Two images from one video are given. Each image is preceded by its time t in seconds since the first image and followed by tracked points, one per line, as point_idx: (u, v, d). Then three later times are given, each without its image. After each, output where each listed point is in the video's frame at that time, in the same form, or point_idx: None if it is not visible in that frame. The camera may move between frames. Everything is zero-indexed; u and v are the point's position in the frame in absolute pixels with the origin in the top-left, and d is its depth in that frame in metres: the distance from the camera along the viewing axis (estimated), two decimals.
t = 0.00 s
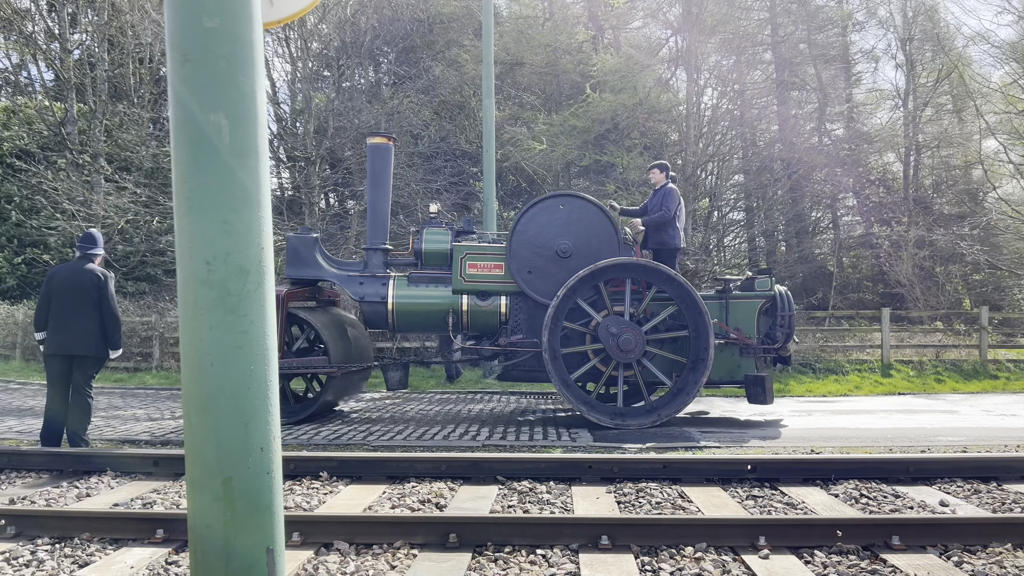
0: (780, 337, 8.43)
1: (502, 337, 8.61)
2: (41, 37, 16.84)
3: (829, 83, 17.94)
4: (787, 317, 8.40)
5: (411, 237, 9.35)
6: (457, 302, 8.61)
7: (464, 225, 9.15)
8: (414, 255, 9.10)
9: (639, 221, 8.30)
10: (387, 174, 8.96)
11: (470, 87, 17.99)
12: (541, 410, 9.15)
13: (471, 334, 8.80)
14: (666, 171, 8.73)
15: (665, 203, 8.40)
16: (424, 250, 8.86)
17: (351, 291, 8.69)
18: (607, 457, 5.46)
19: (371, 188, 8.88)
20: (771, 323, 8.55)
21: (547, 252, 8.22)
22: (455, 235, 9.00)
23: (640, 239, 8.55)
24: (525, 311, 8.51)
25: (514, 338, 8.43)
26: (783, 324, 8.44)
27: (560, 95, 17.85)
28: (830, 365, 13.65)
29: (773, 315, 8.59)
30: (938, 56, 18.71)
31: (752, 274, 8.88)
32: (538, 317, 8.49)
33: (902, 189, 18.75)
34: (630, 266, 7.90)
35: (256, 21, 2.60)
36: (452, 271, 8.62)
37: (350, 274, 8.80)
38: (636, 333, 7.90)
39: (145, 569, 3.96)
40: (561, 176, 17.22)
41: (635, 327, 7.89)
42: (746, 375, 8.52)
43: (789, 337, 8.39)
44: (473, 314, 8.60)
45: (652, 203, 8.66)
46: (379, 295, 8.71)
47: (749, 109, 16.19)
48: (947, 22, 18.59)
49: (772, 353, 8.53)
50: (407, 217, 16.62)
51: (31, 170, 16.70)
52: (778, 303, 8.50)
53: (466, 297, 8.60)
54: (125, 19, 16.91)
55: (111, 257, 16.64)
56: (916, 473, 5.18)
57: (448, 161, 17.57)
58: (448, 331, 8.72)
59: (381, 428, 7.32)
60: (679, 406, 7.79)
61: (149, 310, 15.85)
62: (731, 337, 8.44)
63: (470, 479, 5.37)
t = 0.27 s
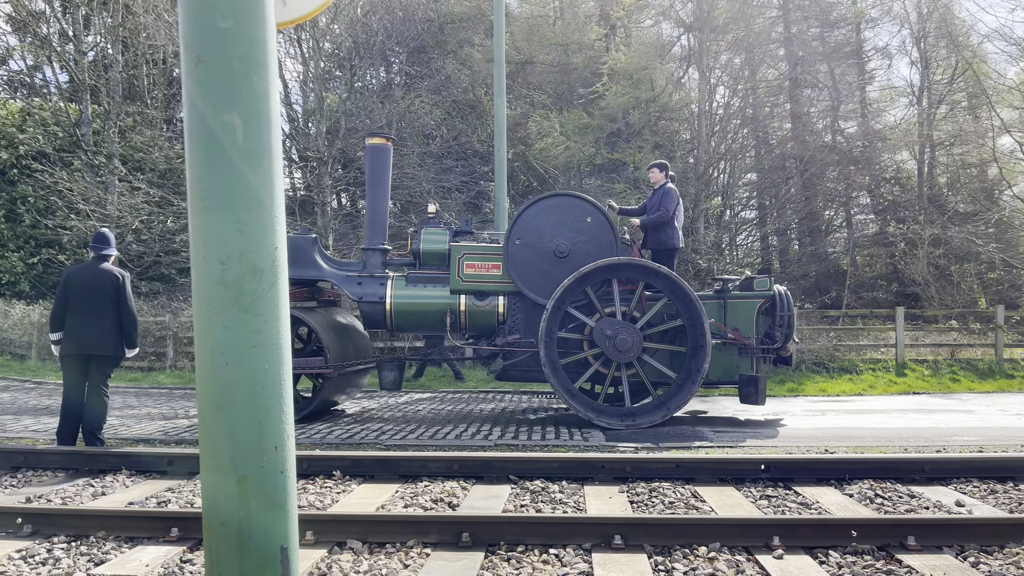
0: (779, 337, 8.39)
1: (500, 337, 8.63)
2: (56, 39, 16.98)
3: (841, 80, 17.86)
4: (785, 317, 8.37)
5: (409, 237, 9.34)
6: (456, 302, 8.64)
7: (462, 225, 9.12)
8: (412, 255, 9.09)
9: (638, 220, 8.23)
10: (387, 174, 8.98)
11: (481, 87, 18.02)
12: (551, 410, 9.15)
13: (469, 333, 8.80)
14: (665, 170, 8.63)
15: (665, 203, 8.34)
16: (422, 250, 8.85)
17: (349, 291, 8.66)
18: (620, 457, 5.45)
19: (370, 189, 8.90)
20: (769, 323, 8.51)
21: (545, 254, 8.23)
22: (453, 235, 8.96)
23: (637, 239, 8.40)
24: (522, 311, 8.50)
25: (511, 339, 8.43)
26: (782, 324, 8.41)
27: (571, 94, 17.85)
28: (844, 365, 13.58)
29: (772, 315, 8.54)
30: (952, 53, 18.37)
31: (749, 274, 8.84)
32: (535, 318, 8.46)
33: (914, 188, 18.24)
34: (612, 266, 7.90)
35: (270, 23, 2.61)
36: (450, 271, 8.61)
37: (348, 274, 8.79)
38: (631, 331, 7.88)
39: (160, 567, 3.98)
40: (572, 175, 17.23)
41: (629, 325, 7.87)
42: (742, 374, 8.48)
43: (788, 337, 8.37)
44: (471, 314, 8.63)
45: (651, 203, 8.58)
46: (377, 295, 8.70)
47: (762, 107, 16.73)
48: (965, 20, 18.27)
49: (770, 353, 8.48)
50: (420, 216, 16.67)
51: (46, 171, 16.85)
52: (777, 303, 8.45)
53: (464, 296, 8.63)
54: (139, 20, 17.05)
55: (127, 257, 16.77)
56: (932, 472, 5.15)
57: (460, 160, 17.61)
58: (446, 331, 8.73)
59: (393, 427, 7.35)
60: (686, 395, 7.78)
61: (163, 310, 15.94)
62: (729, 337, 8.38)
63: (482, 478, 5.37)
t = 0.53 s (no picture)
0: (778, 337, 8.36)
1: (498, 336, 8.69)
2: (72, 41, 17.10)
3: (856, 77, 17.74)
4: (784, 318, 8.33)
5: (409, 237, 9.33)
6: (453, 302, 8.64)
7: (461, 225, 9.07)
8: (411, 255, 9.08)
9: (637, 220, 8.28)
10: (386, 175, 8.94)
11: (494, 86, 18.01)
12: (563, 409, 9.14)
13: (467, 333, 8.84)
14: (665, 171, 8.66)
15: (664, 203, 8.40)
16: (419, 251, 8.81)
17: (347, 291, 8.69)
18: (634, 457, 5.44)
19: (368, 189, 8.86)
20: (768, 323, 8.48)
21: (544, 256, 8.21)
22: (452, 235, 8.91)
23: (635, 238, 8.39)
24: (520, 311, 8.58)
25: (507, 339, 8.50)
26: (781, 325, 8.36)
27: (584, 92, 17.87)
28: (859, 364, 13.49)
29: (770, 315, 8.50)
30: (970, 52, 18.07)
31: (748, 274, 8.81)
32: (533, 318, 8.53)
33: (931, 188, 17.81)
34: (591, 270, 7.90)
35: (285, 22, 2.63)
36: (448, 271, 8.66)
37: (347, 274, 8.81)
38: (625, 330, 7.87)
39: (177, 565, 4.02)
40: (585, 175, 17.20)
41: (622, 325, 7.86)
42: (739, 374, 8.41)
43: (787, 338, 8.34)
44: (469, 314, 8.64)
45: (650, 203, 8.64)
46: (375, 295, 8.71)
47: (776, 104, 16.84)
48: (982, 17, 18.09)
49: (768, 353, 8.45)
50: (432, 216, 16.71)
51: (64, 172, 17.00)
52: (775, 303, 8.42)
53: (462, 297, 8.64)
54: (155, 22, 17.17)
55: (142, 257, 16.87)
56: (949, 473, 5.11)
57: (472, 160, 17.60)
58: (444, 331, 8.77)
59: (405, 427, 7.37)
60: (692, 384, 7.75)
61: (178, 310, 16.03)
62: (726, 338, 8.32)
63: (496, 477, 5.37)
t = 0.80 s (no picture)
0: (780, 337, 8.33)
1: (499, 336, 8.72)
2: (90, 43, 17.24)
3: (874, 75, 17.59)
4: (786, 317, 8.30)
5: (410, 237, 9.33)
6: (454, 302, 8.63)
7: (463, 224, 9.03)
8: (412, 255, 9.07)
9: (637, 220, 8.29)
10: (387, 174, 8.90)
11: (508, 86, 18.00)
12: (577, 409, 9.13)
13: (468, 333, 8.85)
14: (666, 171, 8.68)
15: (665, 202, 8.41)
16: (420, 251, 8.78)
17: (349, 291, 8.75)
18: (650, 457, 5.42)
19: (370, 190, 8.83)
20: (770, 323, 8.44)
21: (544, 257, 8.20)
22: (453, 234, 8.88)
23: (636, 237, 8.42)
24: (520, 310, 8.62)
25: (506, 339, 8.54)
26: (783, 325, 8.33)
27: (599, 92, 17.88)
28: (876, 364, 13.40)
29: (772, 315, 8.47)
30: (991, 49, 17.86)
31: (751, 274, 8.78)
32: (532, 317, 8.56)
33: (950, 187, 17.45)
34: (576, 276, 7.88)
35: (304, 24, 2.63)
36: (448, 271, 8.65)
37: (348, 274, 8.84)
38: (621, 328, 7.86)
39: (195, 563, 4.04)
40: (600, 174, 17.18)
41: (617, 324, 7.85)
42: (739, 375, 8.34)
43: (789, 338, 8.31)
44: (469, 314, 8.65)
45: (651, 202, 8.65)
46: (376, 295, 8.74)
47: (793, 103, 16.54)
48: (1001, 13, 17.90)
49: (769, 353, 8.42)
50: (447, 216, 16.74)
51: (83, 173, 17.15)
52: (777, 302, 8.38)
53: (462, 296, 8.64)
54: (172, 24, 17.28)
55: (159, 258, 16.99)
56: (969, 474, 5.06)
57: (487, 160, 17.58)
58: (445, 330, 8.77)
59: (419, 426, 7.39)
60: (697, 370, 7.74)
61: (195, 310, 16.16)
62: (726, 337, 8.29)
63: (511, 477, 5.37)
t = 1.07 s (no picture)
0: (784, 337, 8.29)
1: (502, 335, 8.69)
2: (112, 46, 17.45)
3: (894, 75, 17.47)
4: (790, 317, 8.26)
5: (414, 237, 9.46)
6: (456, 301, 8.68)
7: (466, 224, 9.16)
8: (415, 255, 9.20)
9: (639, 220, 8.27)
10: (391, 177, 9.04)
11: (525, 87, 17.99)
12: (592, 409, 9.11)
13: (471, 332, 8.83)
14: (668, 170, 8.65)
15: (667, 202, 8.37)
16: (423, 250, 8.93)
17: (354, 291, 8.86)
18: (668, 458, 5.40)
19: (374, 191, 8.96)
20: (773, 323, 8.38)
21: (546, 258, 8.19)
22: (455, 235, 9.01)
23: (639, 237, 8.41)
24: (523, 310, 8.58)
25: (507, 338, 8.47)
26: (787, 324, 8.30)
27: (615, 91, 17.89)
28: (897, 365, 13.28)
29: (775, 314, 8.41)
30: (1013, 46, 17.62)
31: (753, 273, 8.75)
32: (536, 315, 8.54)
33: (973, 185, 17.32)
34: (566, 284, 7.87)
35: (323, 25, 2.64)
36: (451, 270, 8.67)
37: (353, 274, 8.95)
38: (619, 327, 7.85)
39: (216, 562, 4.06)
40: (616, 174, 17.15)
41: (615, 324, 7.83)
42: (744, 375, 8.30)
43: (793, 337, 8.28)
44: (472, 313, 8.65)
45: (654, 202, 8.61)
46: (380, 294, 8.86)
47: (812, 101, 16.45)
48: None
49: (773, 353, 8.37)
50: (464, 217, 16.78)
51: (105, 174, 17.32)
52: (781, 301, 8.33)
53: (466, 296, 8.65)
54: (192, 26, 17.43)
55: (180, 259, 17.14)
56: (993, 477, 5.00)
57: (504, 161, 17.58)
58: (448, 329, 8.79)
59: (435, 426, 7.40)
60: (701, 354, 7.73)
61: (216, 310, 16.31)
62: (730, 337, 8.23)
63: (530, 477, 5.36)
